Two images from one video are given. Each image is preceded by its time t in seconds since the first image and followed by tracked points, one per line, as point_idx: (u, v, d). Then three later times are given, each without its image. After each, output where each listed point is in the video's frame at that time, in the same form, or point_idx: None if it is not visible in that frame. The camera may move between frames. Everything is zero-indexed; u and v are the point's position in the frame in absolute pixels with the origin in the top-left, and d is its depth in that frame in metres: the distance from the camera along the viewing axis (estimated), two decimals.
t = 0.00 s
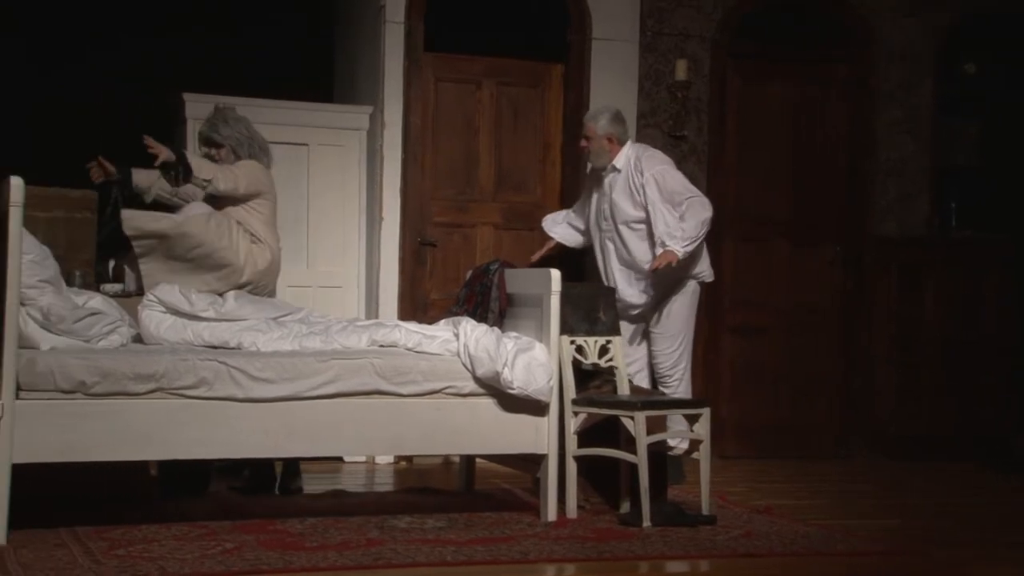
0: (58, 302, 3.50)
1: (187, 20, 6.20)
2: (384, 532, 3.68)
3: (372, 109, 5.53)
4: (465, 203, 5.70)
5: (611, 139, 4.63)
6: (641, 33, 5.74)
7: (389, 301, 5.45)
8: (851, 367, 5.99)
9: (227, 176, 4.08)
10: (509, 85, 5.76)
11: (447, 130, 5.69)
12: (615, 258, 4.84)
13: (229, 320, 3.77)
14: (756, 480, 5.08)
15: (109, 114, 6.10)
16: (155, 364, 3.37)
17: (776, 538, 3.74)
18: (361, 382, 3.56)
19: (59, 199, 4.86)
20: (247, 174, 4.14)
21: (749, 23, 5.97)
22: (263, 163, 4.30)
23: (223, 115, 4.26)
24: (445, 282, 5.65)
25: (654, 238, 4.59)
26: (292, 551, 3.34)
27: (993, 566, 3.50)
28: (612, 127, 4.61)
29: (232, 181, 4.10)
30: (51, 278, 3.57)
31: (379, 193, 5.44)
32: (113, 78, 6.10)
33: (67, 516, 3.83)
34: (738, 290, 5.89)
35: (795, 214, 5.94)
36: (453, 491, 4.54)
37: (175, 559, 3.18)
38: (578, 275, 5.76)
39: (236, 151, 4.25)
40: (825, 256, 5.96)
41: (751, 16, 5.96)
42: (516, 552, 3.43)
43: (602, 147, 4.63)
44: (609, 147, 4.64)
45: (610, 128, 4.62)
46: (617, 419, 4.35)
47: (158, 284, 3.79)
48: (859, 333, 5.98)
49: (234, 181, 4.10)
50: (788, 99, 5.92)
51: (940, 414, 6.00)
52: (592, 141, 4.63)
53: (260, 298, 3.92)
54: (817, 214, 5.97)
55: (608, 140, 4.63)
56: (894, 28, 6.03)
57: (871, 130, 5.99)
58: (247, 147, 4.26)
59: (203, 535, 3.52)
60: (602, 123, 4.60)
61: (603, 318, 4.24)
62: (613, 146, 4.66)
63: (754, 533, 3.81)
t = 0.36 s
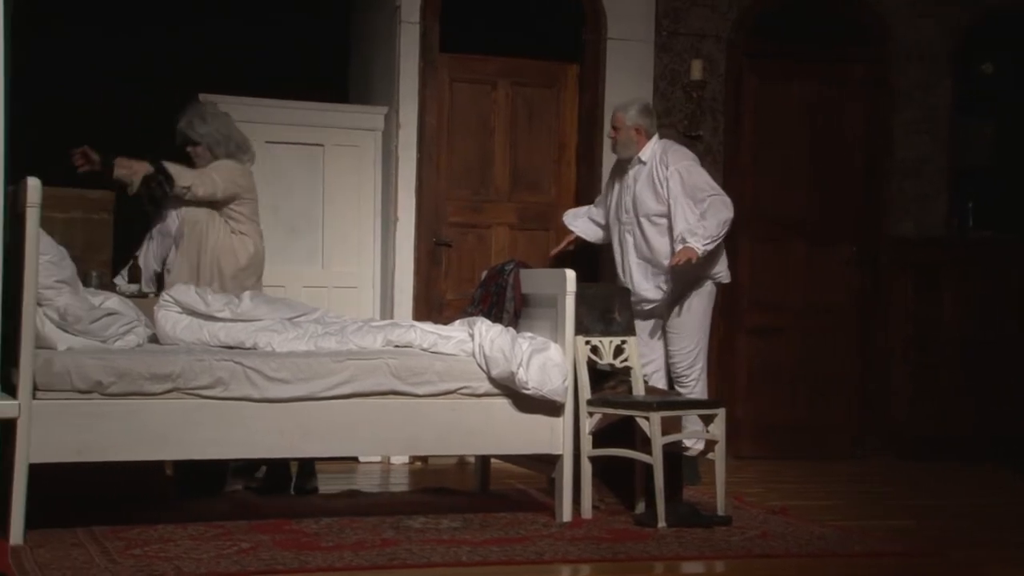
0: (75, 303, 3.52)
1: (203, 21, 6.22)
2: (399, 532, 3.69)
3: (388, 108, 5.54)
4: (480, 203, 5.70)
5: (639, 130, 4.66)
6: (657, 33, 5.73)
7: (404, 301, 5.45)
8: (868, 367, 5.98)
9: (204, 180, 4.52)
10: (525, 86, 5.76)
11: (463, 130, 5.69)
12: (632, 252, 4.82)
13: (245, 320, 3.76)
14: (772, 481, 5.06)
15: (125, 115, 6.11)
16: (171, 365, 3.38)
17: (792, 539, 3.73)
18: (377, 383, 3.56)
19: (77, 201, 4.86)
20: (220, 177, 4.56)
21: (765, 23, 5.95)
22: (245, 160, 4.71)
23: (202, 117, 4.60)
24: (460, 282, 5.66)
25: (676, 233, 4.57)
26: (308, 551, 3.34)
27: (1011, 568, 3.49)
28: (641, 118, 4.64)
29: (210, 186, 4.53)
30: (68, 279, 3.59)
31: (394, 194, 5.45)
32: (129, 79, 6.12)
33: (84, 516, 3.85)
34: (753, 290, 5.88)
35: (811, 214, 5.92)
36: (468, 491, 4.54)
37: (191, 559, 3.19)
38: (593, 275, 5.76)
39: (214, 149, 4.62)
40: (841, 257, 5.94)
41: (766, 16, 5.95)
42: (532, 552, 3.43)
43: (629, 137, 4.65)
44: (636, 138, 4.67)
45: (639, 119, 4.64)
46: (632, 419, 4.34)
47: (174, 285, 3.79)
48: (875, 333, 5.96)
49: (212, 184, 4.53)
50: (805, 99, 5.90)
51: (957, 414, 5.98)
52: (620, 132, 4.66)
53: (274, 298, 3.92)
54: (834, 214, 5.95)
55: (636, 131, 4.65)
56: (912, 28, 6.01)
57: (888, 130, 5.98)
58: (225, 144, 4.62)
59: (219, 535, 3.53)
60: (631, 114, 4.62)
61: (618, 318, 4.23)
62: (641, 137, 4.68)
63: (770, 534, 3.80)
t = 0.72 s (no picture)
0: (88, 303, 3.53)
1: (216, 23, 6.23)
2: (411, 532, 3.69)
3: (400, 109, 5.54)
4: (492, 203, 5.70)
5: (663, 124, 4.68)
6: (669, 33, 5.72)
7: (415, 301, 5.45)
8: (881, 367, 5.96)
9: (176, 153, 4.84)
10: (536, 86, 5.76)
11: (474, 131, 5.69)
12: (647, 247, 4.82)
13: (257, 320, 3.77)
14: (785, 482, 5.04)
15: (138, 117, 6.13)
16: (184, 365, 3.38)
17: (805, 539, 3.72)
18: (388, 383, 3.56)
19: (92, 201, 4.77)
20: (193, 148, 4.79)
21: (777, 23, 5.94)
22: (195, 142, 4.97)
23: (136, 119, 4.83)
24: (472, 282, 5.66)
25: (693, 232, 4.59)
26: (319, 551, 3.35)
27: None
28: (664, 112, 4.67)
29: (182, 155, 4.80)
30: (81, 279, 3.61)
31: (406, 194, 5.45)
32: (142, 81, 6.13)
33: (96, 516, 3.86)
34: (766, 290, 5.86)
35: (824, 214, 5.90)
36: (480, 491, 4.54)
37: (203, 559, 3.20)
38: (605, 275, 5.76)
39: (165, 140, 4.84)
40: (854, 257, 5.93)
41: (778, 16, 5.94)
42: (543, 553, 3.43)
43: (652, 130, 4.68)
44: (659, 131, 4.69)
45: (663, 114, 4.67)
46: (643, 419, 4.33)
47: (186, 285, 3.80)
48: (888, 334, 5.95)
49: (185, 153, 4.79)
50: (818, 99, 5.88)
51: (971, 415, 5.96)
52: (643, 126, 4.69)
53: (286, 298, 3.92)
54: (847, 214, 5.93)
55: (659, 125, 4.68)
56: (925, 27, 6.00)
57: (901, 130, 5.96)
58: (168, 135, 4.84)
59: (231, 535, 3.54)
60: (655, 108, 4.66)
61: (630, 319, 4.22)
62: (664, 132, 4.70)
63: (782, 535, 3.79)
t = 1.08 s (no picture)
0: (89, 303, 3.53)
1: (218, 24, 6.23)
2: (412, 532, 3.69)
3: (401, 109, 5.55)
4: (493, 203, 5.70)
5: (674, 120, 4.67)
6: (670, 33, 5.73)
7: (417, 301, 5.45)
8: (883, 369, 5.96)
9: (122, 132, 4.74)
10: (538, 86, 5.76)
11: (476, 131, 5.69)
12: (651, 245, 4.83)
13: (258, 320, 3.78)
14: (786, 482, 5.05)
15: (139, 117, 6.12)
16: (185, 365, 3.39)
17: (806, 539, 3.72)
18: (390, 383, 3.56)
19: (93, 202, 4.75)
20: (140, 153, 4.67)
21: (778, 24, 5.95)
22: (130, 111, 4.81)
23: (75, 101, 4.76)
24: (473, 282, 5.66)
25: (701, 232, 4.57)
26: (320, 551, 3.35)
27: None
28: (675, 107, 4.66)
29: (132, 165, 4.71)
30: (82, 280, 3.62)
31: (408, 194, 5.45)
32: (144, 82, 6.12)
33: (98, 516, 3.86)
34: (767, 290, 5.86)
35: (825, 215, 5.91)
36: (481, 491, 4.54)
37: (204, 559, 3.20)
38: (605, 275, 5.76)
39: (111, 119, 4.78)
40: (856, 257, 5.92)
41: (779, 17, 5.94)
42: (544, 553, 3.43)
43: (662, 125, 4.67)
44: (670, 127, 4.68)
45: (673, 109, 4.66)
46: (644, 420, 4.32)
47: (188, 285, 3.80)
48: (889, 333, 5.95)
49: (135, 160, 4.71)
50: (819, 99, 5.88)
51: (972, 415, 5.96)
52: (654, 121, 4.68)
53: (287, 298, 3.92)
54: (848, 215, 5.93)
55: (669, 120, 4.67)
56: (926, 28, 6.00)
57: (902, 130, 5.97)
58: (111, 116, 4.78)
59: (232, 535, 3.54)
60: (665, 103, 4.64)
61: (631, 319, 4.22)
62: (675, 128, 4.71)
63: (784, 535, 3.78)
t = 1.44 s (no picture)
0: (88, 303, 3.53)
1: (218, 24, 6.23)
2: (411, 532, 3.69)
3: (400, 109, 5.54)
4: (493, 203, 5.70)
5: (678, 117, 4.68)
6: (670, 33, 5.73)
7: (416, 301, 5.44)
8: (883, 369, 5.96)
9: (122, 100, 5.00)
10: (537, 86, 5.76)
11: (476, 131, 5.69)
12: (651, 242, 4.83)
13: (257, 320, 3.78)
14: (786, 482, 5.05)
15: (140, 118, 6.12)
16: (184, 365, 3.39)
17: (806, 540, 3.71)
18: (389, 383, 3.56)
19: (93, 202, 4.75)
20: (154, 140, 4.96)
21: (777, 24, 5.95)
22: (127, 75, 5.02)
23: (76, 56, 4.88)
24: (472, 282, 5.66)
25: (703, 232, 4.58)
26: (320, 551, 3.35)
27: None
28: (680, 105, 4.67)
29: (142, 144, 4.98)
30: (81, 279, 3.62)
31: (407, 194, 5.45)
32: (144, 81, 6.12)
33: (97, 516, 3.86)
34: (767, 290, 5.86)
35: (825, 215, 5.91)
36: (480, 491, 4.54)
37: (204, 559, 3.20)
38: (605, 275, 5.76)
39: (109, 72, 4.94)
40: (855, 257, 5.92)
41: (779, 17, 5.94)
42: (543, 553, 3.43)
43: (666, 122, 4.68)
44: (674, 124, 4.69)
45: (678, 106, 4.66)
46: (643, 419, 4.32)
47: (187, 285, 3.80)
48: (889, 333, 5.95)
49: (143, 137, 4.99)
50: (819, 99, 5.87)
51: (972, 416, 5.96)
52: (659, 118, 4.68)
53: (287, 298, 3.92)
54: (848, 215, 5.93)
55: (674, 117, 4.68)
56: (927, 28, 6.00)
57: (902, 131, 5.96)
58: (109, 70, 4.95)
59: (231, 535, 3.54)
60: (670, 101, 4.66)
61: (630, 319, 4.22)
62: (678, 126, 4.72)
63: (783, 535, 3.78)
